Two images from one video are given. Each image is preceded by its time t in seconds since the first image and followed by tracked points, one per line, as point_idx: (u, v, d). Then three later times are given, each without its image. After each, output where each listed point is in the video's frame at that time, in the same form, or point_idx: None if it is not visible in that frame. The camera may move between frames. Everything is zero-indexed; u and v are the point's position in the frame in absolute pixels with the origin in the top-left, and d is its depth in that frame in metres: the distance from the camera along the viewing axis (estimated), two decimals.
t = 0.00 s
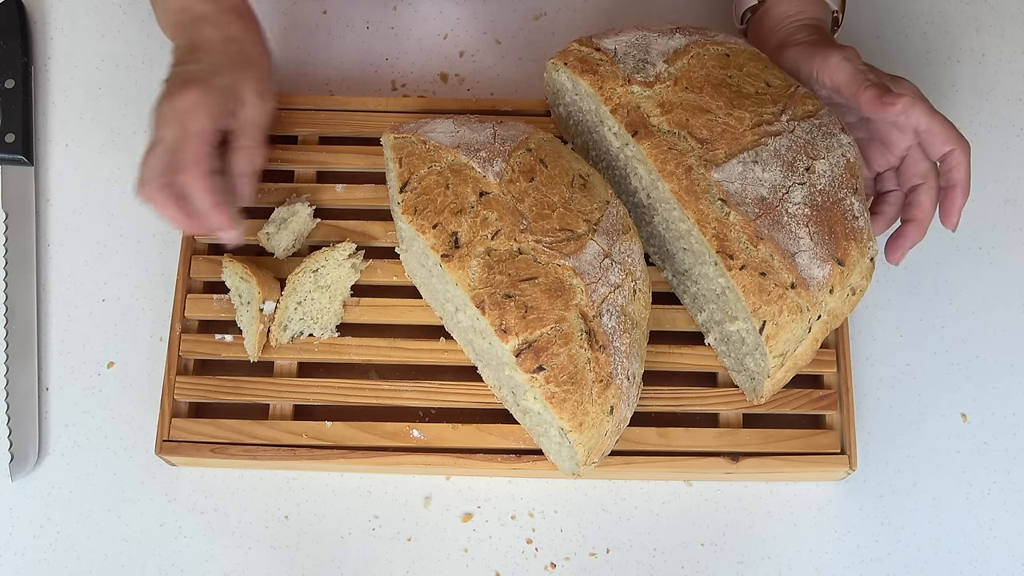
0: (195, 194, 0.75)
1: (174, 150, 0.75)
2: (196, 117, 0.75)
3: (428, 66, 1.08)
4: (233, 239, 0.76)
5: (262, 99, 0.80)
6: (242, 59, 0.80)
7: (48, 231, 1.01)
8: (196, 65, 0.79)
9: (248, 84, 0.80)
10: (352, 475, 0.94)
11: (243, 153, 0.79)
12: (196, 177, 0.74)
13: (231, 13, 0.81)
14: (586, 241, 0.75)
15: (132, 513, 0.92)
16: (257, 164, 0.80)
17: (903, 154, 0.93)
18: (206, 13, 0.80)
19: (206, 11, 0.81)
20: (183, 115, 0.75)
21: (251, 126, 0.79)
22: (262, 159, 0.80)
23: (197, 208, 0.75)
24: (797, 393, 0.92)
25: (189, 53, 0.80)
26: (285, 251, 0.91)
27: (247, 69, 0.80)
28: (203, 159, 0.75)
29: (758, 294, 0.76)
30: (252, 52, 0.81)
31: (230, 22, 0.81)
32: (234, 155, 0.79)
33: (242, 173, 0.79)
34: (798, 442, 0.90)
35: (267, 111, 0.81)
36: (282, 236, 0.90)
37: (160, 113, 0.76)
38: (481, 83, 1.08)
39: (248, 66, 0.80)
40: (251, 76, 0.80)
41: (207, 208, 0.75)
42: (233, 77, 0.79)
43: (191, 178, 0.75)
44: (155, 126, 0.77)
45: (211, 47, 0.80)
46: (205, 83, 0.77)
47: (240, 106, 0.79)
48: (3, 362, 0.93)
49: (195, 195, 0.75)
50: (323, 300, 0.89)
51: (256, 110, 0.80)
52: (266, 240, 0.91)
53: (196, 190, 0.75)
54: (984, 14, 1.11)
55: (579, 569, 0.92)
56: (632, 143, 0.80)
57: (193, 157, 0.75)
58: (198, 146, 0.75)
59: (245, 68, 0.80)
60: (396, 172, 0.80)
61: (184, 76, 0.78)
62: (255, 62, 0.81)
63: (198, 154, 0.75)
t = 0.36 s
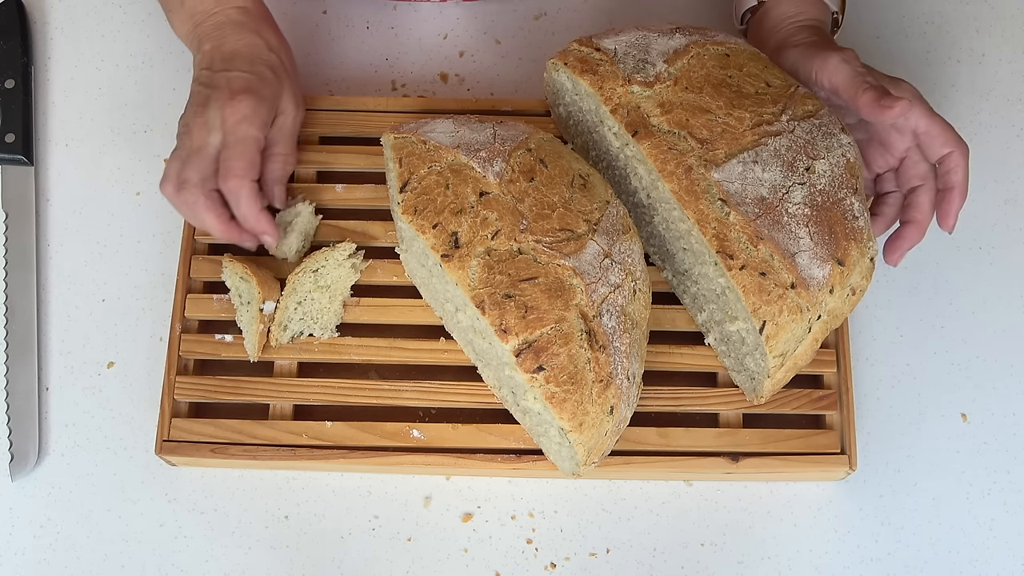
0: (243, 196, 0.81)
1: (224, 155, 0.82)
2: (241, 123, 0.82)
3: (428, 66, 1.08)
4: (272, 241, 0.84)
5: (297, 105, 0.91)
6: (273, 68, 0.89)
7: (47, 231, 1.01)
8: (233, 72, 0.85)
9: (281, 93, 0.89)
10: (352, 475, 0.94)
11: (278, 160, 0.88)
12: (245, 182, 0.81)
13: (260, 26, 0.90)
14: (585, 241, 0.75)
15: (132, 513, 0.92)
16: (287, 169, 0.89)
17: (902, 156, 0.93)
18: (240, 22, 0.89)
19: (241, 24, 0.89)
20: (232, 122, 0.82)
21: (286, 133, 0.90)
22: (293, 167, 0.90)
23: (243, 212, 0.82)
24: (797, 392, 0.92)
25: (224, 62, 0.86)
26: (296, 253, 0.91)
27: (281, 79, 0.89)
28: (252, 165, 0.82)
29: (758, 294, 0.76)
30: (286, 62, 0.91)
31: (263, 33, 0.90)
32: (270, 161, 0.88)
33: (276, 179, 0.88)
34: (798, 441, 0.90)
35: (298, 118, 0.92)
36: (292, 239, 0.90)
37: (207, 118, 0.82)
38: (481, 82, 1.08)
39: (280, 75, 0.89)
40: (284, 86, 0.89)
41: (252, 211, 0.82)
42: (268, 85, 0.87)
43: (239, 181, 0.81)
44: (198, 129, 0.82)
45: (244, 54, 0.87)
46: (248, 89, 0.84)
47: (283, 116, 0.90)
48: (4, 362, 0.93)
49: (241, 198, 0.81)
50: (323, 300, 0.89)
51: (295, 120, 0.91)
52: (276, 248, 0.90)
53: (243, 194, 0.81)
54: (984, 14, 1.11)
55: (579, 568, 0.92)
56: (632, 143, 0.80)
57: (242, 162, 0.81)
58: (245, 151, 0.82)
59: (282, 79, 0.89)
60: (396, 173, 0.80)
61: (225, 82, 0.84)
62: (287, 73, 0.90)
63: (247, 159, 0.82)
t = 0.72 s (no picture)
0: (245, 184, 0.82)
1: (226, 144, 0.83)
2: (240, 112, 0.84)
3: (428, 66, 1.08)
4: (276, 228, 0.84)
5: (299, 86, 0.91)
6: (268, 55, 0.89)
7: (47, 231, 1.01)
8: (229, 61, 0.86)
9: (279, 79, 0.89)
10: (352, 475, 0.94)
11: (291, 140, 0.89)
12: (248, 169, 0.82)
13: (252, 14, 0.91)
14: (586, 241, 0.75)
15: (132, 513, 0.92)
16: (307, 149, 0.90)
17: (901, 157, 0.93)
18: (232, 11, 0.90)
19: (233, 14, 0.90)
20: (231, 110, 0.84)
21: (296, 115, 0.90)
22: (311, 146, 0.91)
23: (247, 200, 0.83)
24: (797, 392, 0.92)
25: (219, 52, 0.88)
26: (295, 255, 0.91)
27: (277, 65, 0.90)
28: (255, 151, 0.83)
29: (758, 294, 0.76)
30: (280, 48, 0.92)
31: (255, 22, 0.90)
32: (286, 143, 0.89)
33: (296, 161, 0.89)
34: (798, 442, 0.90)
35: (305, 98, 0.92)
36: (292, 240, 0.89)
37: (207, 109, 0.84)
38: (481, 82, 1.08)
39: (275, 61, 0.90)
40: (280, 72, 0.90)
41: (256, 199, 0.83)
42: (264, 72, 0.88)
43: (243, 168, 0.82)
44: (198, 120, 0.84)
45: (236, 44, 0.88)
46: (244, 78, 0.85)
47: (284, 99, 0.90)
48: (3, 362, 0.93)
49: (245, 187, 0.82)
50: (323, 300, 0.89)
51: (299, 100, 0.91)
52: (276, 246, 0.90)
53: (246, 182, 0.82)
54: (984, 15, 1.11)
55: (579, 569, 0.92)
56: (632, 143, 0.80)
57: (243, 149, 0.83)
58: (246, 138, 0.83)
59: (279, 64, 0.90)
60: (396, 173, 0.80)
61: (221, 71, 0.86)
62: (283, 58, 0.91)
63: (248, 146, 0.83)
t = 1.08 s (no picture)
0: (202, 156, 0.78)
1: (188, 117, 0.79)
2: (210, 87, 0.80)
3: (428, 66, 1.08)
4: (212, 221, 0.80)
5: (274, 55, 0.85)
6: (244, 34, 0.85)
7: (47, 231, 1.01)
8: (205, 43, 0.83)
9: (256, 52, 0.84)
10: (352, 475, 0.94)
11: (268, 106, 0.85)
12: (206, 140, 0.78)
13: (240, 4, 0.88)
14: (586, 241, 0.75)
15: (132, 513, 0.92)
16: (284, 114, 0.85)
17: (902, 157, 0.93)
18: None
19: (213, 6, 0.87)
20: (197, 84, 0.80)
21: (270, 81, 0.84)
22: (290, 109, 0.86)
23: (201, 173, 0.78)
24: (797, 393, 0.92)
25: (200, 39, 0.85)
26: (297, 252, 0.91)
27: (251, 39, 0.85)
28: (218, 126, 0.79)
29: (758, 294, 0.76)
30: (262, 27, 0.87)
31: (236, 10, 0.87)
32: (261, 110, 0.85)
33: (274, 126, 0.85)
34: (798, 442, 0.90)
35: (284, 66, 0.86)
36: (293, 238, 0.90)
37: (178, 84, 0.80)
38: (481, 82, 1.08)
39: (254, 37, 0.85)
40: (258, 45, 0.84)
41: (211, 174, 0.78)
42: (237, 49, 0.84)
43: (199, 142, 0.78)
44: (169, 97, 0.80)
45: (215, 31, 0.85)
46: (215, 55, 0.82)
47: (259, 68, 0.84)
48: (3, 362, 0.93)
49: (199, 156, 0.78)
50: (323, 300, 0.89)
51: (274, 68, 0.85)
52: (277, 244, 0.91)
53: (200, 152, 0.78)
54: (984, 15, 1.11)
55: (579, 569, 0.92)
56: (632, 143, 0.80)
57: (205, 122, 0.79)
58: (210, 114, 0.79)
59: (252, 37, 0.84)
60: (396, 172, 0.80)
61: (195, 52, 0.83)
62: (263, 36, 0.86)
63: (211, 119, 0.79)
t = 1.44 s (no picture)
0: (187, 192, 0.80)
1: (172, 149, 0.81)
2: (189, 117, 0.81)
3: (428, 66, 1.08)
4: (212, 244, 0.81)
5: (251, 69, 0.83)
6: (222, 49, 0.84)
7: (47, 231, 1.01)
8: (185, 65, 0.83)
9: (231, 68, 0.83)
10: (352, 475, 0.94)
11: (246, 121, 0.81)
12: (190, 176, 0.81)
13: (223, 16, 0.87)
14: (586, 241, 0.75)
15: (132, 513, 0.92)
16: (263, 124, 0.81)
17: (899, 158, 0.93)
18: (193, 14, 0.87)
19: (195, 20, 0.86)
20: (177, 116, 0.81)
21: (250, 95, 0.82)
22: (268, 119, 0.81)
23: (186, 207, 0.81)
24: (797, 393, 0.92)
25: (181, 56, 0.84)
26: (297, 252, 0.91)
27: (226, 55, 0.83)
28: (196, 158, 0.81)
29: (758, 294, 0.76)
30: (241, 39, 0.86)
31: (215, 23, 0.86)
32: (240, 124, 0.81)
33: (254, 138, 0.81)
34: (798, 442, 0.90)
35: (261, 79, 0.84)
36: (294, 238, 0.90)
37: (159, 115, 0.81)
38: (481, 83, 1.08)
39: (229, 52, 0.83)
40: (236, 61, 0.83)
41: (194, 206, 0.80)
42: (213, 68, 0.82)
43: (185, 176, 0.80)
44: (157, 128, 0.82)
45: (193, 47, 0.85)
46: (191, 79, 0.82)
47: (237, 84, 0.83)
48: (3, 362, 0.93)
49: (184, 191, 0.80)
50: (323, 300, 0.89)
51: (252, 80, 0.83)
52: (277, 244, 0.91)
53: (187, 188, 0.80)
54: (984, 15, 1.11)
55: (579, 569, 0.92)
56: (632, 143, 0.80)
57: (188, 157, 0.81)
58: (191, 146, 0.81)
59: (227, 52, 0.83)
60: (396, 173, 0.80)
61: (175, 74, 0.83)
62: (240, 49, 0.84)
63: (194, 154, 0.81)
